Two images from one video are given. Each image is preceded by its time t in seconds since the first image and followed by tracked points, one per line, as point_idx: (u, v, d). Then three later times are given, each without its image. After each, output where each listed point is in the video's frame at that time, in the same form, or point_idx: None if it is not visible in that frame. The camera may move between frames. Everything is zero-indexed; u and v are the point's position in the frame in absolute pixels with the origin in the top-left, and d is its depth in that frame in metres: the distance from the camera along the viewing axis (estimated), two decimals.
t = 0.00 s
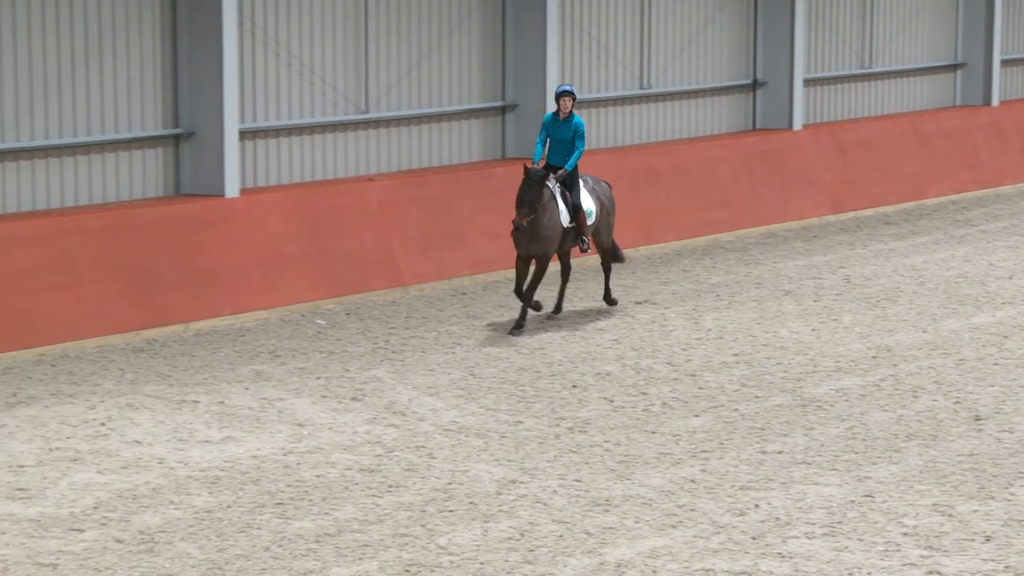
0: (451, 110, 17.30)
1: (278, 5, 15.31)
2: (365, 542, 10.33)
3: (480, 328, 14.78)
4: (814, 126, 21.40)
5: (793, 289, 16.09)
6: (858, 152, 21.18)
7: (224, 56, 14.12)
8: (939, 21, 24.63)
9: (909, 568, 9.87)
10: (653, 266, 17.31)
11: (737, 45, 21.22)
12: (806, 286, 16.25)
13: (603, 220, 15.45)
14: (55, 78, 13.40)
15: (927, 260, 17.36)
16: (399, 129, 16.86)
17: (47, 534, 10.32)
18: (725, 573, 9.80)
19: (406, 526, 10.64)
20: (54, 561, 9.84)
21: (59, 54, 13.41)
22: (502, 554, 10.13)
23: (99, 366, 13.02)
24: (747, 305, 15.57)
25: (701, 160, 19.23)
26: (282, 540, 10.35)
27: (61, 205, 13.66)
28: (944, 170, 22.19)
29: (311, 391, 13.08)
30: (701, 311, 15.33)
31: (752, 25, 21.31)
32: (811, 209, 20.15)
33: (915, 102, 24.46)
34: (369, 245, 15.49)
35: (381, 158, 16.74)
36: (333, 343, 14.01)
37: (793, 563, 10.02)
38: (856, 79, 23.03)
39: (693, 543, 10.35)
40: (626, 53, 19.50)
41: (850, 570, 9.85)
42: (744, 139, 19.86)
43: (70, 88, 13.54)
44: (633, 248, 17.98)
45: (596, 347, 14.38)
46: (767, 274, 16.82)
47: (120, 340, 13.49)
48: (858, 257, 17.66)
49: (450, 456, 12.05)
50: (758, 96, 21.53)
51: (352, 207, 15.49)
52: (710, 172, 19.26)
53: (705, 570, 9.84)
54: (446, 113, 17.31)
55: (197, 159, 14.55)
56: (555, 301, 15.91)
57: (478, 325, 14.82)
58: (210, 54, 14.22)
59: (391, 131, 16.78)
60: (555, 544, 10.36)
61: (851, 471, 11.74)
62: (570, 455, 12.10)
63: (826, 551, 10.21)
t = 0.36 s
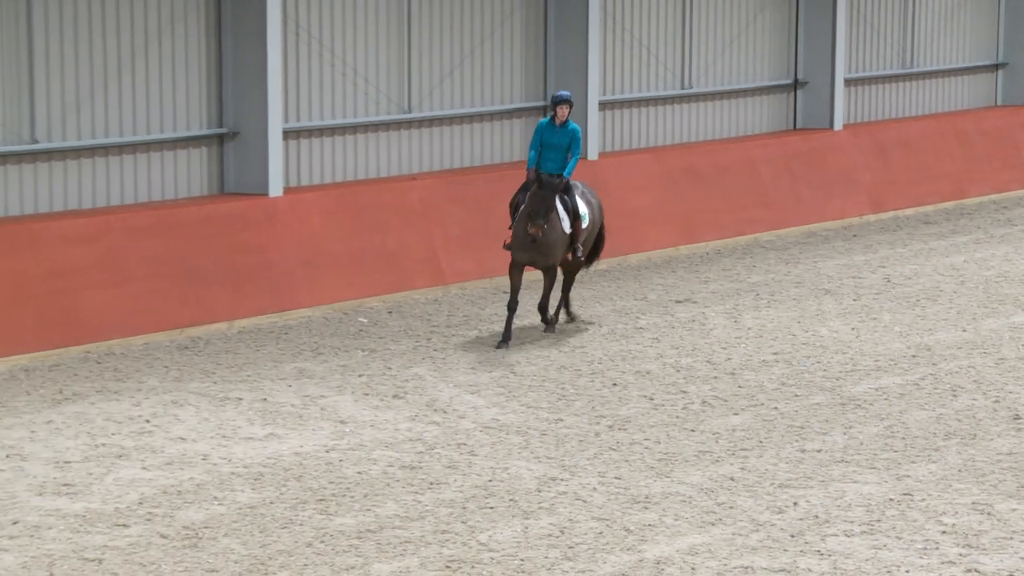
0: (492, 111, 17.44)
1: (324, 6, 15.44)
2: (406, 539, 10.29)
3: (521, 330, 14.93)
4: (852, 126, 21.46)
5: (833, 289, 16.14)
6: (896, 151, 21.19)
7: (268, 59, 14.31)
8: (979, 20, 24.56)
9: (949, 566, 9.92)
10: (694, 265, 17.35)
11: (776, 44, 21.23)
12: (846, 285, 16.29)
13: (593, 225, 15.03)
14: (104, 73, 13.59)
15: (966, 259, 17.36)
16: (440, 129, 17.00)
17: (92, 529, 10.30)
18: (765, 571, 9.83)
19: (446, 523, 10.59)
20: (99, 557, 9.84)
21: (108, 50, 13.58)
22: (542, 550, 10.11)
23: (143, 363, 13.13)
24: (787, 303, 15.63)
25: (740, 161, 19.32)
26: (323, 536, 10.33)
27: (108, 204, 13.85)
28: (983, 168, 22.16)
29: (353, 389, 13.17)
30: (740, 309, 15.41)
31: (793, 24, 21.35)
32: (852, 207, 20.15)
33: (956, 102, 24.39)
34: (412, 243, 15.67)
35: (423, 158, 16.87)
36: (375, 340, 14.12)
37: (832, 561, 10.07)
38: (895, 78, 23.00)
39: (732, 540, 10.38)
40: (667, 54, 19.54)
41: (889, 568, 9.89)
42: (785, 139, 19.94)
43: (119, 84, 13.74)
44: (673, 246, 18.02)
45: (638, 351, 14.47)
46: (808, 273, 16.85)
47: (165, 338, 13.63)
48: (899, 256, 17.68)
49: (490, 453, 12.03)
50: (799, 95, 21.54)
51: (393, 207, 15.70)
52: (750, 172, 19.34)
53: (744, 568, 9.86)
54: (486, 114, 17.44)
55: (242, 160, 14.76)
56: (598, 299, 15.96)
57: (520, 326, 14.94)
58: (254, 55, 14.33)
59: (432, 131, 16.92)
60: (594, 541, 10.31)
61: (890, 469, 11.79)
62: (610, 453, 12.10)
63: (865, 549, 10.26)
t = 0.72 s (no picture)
0: (513, 118, 18.07)
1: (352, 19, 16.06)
2: (430, 527, 10.81)
3: (540, 327, 15.62)
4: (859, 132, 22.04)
5: (839, 288, 16.73)
6: (900, 156, 21.74)
7: (298, 69, 15.02)
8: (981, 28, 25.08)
9: (949, 555, 10.49)
10: (704, 266, 17.94)
11: (785, 51, 21.78)
12: (851, 284, 16.88)
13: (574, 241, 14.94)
14: (142, 83, 14.26)
15: (967, 260, 17.96)
16: (463, 135, 17.63)
17: (130, 517, 10.79)
18: (773, 558, 10.38)
19: (469, 512, 11.13)
20: (136, 544, 10.31)
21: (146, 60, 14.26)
22: (559, 539, 10.64)
23: (179, 359, 13.75)
24: (796, 302, 16.23)
25: (750, 166, 19.87)
26: (351, 524, 10.84)
27: (147, 207, 14.54)
28: (985, 174, 22.72)
29: (379, 383, 13.77)
30: (751, 308, 16.01)
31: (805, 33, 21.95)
32: (856, 210, 20.73)
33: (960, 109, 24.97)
34: (436, 245, 16.38)
35: (446, 164, 17.50)
36: (401, 338, 14.77)
37: (837, 549, 10.63)
38: (900, 87, 23.54)
39: (742, 530, 10.95)
40: (680, 65, 20.08)
41: (892, 556, 10.45)
42: (794, 145, 20.49)
43: (155, 93, 14.40)
44: (683, 249, 18.60)
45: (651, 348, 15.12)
46: (814, 273, 17.44)
47: (200, 335, 14.28)
48: (902, 257, 18.26)
49: (511, 445, 12.61)
50: (807, 104, 22.11)
51: (419, 211, 16.41)
52: (759, 177, 19.90)
53: (754, 555, 10.41)
54: (505, 121, 18.03)
55: (274, 165, 15.49)
56: (612, 298, 16.55)
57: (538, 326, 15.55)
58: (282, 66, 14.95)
59: (456, 137, 17.55)
60: (610, 530, 10.88)
61: (894, 462, 12.36)
62: (625, 445, 12.69)
63: (869, 538, 10.83)
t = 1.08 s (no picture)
0: (508, 131, 19.20)
1: (353, 41, 17.16)
2: (434, 509, 11.77)
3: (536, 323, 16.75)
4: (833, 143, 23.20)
5: (815, 287, 17.93)
6: (870, 166, 22.88)
7: (313, 86, 16.35)
8: (946, 43, 26.14)
9: (914, 534, 11.50)
10: (689, 266, 19.06)
11: (764, 65, 22.82)
12: (825, 284, 18.06)
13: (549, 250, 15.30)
14: (166, 99, 15.54)
15: (933, 261, 19.18)
16: (466, 145, 18.84)
17: (155, 500, 11.73)
18: (751, 538, 11.38)
19: (469, 496, 12.12)
20: (161, 525, 11.21)
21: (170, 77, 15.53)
22: (554, 520, 11.65)
23: (201, 353, 14.85)
24: (773, 300, 17.40)
25: (728, 176, 20.99)
26: (360, 507, 11.79)
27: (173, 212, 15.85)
28: (948, 183, 23.92)
29: (387, 375, 14.87)
30: (732, 306, 17.16)
31: (784, 54, 23.02)
32: (830, 215, 21.88)
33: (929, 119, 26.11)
34: (439, 248, 17.61)
35: (449, 172, 18.69)
36: (407, 334, 15.92)
37: (811, 529, 11.64)
38: (869, 101, 24.59)
39: (724, 512, 11.98)
40: (662, 82, 21.10)
41: (861, 536, 11.47)
42: (771, 155, 21.63)
43: (178, 108, 15.68)
44: (669, 251, 19.69)
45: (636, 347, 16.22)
46: (791, 274, 18.59)
47: (222, 330, 15.44)
48: (872, 259, 19.44)
49: (509, 433, 13.69)
50: (783, 117, 23.21)
51: (423, 216, 17.65)
52: (737, 185, 21.02)
53: (734, 535, 11.42)
54: (500, 134, 19.17)
55: (290, 174, 16.76)
56: (603, 296, 17.64)
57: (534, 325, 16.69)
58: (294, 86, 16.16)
59: (459, 147, 18.76)
60: (601, 512, 11.90)
61: (863, 449, 13.44)
62: (615, 433, 13.77)
63: (840, 519, 11.86)
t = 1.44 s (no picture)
0: (479, 139, 20.03)
1: (330, 53, 17.96)
2: (410, 498, 12.59)
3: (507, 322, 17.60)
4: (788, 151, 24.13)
5: (770, 287, 18.91)
6: (823, 173, 23.81)
7: (295, 95, 17.20)
8: (895, 55, 27.10)
9: (864, 520, 12.16)
10: (652, 267, 19.95)
11: (723, 76, 23.72)
12: (780, 284, 19.03)
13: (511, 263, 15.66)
14: (156, 109, 16.37)
15: (881, 263, 20.20)
16: (440, 153, 19.66)
17: (146, 490, 12.49)
18: (710, 523, 12.09)
19: (444, 485, 12.93)
20: (152, 513, 11.99)
21: (160, 88, 16.36)
22: (524, 507, 12.44)
23: (190, 351, 15.67)
24: (732, 299, 18.32)
25: (690, 181, 21.88)
26: (341, 495, 12.60)
27: (163, 215, 16.68)
28: (895, 189, 24.86)
29: (366, 371, 15.68)
30: (692, 304, 18.07)
31: (741, 66, 23.91)
32: (785, 220, 22.85)
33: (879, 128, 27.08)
34: (416, 251, 18.46)
35: (427, 177, 19.57)
36: (385, 331, 16.78)
37: (766, 515, 12.34)
38: (821, 111, 25.52)
39: (684, 499, 12.71)
40: (624, 92, 21.96)
41: (814, 521, 12.15)
42: (732, 161, 22.52)
43: (167, 117, 16.50)
44: (633, 254, 20.59)
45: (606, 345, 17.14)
46: (748, 274, 19.52)
47: (210, 328, 16.29)
48: (824, 260, 20.42)
49: (481, 425, 14.52)
50: (741, 125, 24.06)
51: (400, 221, 18.44)
52: (698, 191, 21.92)
53: (694, 521, 12.13)
54: (472, 142, 20.02)
55: (274, 181, 17.60)
56: (571, 296, 18.48)
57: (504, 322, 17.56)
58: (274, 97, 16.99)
59: (433, 154, 19.58)
60: (568, 499, 12.68)
61: (816, 439, 14.26)
62: (582, 425, 14.61)
63: (795, 505, 12.54)
